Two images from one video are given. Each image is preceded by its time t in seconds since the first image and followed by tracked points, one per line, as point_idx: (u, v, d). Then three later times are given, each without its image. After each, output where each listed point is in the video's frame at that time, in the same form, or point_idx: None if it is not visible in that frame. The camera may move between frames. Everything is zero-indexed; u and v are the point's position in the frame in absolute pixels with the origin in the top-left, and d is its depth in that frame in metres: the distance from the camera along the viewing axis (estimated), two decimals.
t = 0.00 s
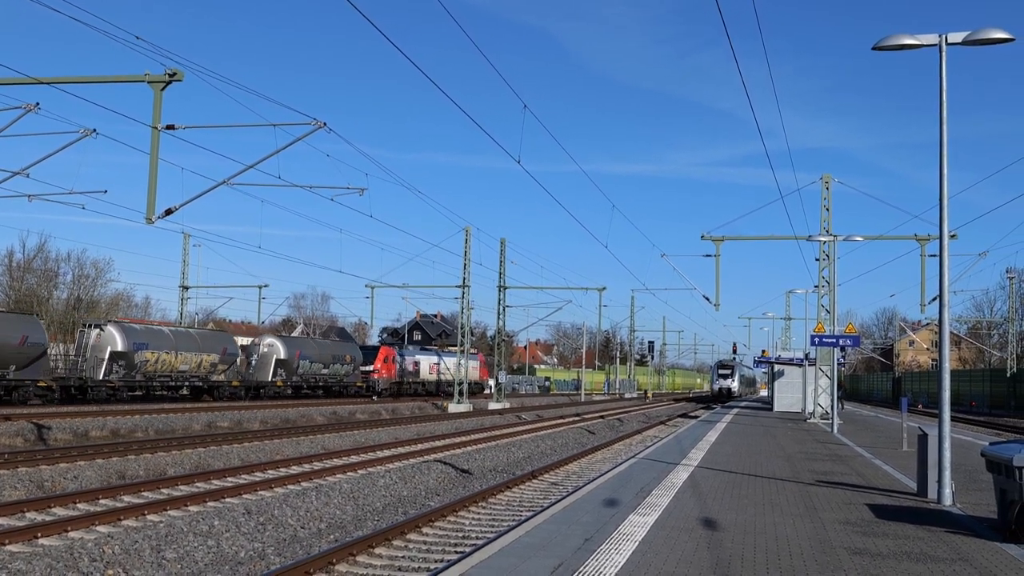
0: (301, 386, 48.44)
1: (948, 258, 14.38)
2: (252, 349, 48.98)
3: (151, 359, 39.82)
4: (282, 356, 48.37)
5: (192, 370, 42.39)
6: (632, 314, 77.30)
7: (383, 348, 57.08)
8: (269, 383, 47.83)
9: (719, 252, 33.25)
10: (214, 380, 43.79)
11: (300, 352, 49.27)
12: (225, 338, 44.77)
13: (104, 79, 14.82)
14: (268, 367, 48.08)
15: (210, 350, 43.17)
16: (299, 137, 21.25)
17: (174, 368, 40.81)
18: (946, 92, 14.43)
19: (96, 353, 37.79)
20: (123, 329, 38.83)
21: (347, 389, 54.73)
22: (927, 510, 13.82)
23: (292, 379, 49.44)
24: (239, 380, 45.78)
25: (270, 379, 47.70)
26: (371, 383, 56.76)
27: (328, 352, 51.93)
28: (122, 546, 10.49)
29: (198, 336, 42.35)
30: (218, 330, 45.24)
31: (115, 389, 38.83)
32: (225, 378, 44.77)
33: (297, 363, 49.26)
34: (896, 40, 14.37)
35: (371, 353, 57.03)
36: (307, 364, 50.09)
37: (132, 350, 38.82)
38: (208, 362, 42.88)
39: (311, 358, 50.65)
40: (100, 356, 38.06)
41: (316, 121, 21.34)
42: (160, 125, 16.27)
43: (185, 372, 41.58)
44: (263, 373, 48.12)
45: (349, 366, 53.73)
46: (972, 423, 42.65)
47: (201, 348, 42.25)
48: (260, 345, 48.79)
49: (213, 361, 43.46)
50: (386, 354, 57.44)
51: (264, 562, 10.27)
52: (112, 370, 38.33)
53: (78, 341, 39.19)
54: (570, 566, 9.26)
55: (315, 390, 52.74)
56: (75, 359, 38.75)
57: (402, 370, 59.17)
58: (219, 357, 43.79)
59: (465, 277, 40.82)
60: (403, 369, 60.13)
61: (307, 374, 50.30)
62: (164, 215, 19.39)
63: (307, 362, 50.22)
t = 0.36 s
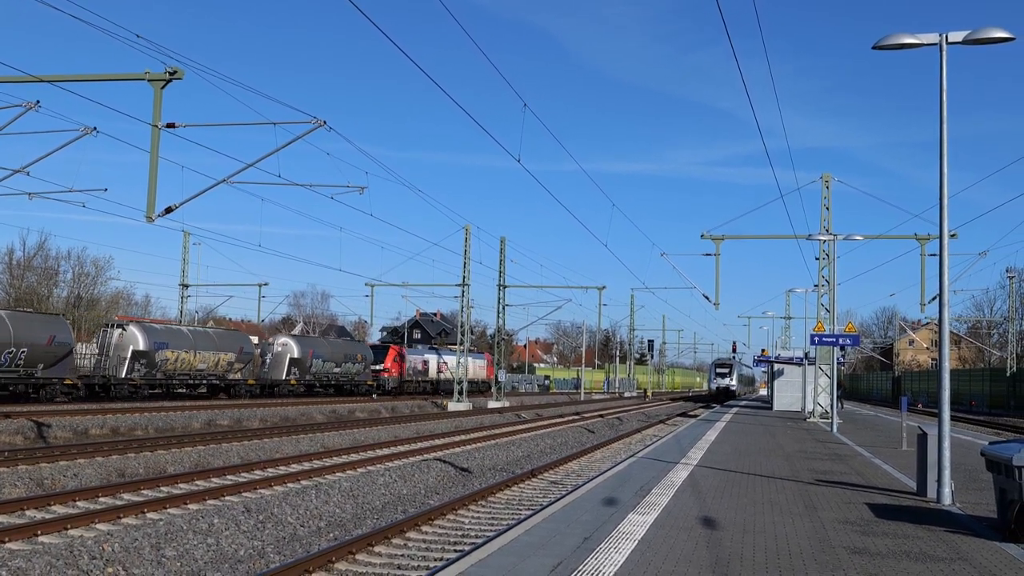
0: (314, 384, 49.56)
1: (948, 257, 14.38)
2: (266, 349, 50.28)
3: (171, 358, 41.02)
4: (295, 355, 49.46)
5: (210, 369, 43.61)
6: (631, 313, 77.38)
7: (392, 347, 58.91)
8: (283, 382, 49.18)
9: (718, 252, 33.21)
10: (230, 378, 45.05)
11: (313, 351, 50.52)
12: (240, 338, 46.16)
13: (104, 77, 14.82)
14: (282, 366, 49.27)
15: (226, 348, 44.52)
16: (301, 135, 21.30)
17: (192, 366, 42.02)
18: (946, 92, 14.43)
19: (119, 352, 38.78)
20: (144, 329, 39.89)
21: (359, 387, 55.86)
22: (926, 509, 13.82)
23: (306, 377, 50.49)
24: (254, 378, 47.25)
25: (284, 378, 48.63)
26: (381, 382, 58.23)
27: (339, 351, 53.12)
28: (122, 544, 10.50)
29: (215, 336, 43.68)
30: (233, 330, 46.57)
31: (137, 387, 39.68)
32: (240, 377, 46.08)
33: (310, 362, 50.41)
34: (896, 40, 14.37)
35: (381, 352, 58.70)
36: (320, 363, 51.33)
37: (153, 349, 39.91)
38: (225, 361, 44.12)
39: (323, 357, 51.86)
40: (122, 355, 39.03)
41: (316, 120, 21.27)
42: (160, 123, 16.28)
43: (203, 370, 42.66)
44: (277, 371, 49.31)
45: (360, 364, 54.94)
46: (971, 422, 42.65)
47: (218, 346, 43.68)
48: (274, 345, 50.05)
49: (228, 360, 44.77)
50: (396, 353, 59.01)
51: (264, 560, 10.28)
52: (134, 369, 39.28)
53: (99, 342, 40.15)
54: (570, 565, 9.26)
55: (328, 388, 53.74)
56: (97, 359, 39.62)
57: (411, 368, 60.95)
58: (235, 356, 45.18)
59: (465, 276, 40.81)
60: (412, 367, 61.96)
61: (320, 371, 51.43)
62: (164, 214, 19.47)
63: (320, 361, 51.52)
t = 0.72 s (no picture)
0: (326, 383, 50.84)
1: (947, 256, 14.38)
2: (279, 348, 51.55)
3: (189, 357, 42.40)
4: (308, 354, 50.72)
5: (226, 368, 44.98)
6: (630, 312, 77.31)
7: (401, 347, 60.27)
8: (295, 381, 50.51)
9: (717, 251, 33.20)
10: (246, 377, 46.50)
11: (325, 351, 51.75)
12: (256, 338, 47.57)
13: (103, 76, 14.82)
14: (294, 365, 50.48)
15: (242, 348, 45.92)
16: (299, 135, 20.92)
17: (209, 366, 43.38)
18: (945, 91, 14.44)
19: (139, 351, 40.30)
20: (163, 329, 41.31)
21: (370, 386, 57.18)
22: (925, 508, 13.81)
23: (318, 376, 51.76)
24: (268, 377, 48.72)
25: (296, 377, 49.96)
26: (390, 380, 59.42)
27: (350, 351, 54.40)
28: (120, 543, 10.48)
29: (232, 335, 44.89)
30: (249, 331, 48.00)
31: (156, 385, 41.21)
32: (255, 377, 47.54)
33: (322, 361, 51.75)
34: (894, 39, 14.37)
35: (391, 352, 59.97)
36: (331, 362, 52.66)
37: (172, 349, 41.27)
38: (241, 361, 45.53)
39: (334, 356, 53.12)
40: (141, 355, 40.56)
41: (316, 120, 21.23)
42: (158, 122, 16.27)
43: (220, 369, 44.02)
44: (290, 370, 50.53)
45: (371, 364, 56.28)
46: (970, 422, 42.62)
47: (235, 346, 44.96)
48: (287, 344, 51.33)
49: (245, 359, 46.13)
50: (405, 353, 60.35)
51: (263, 559, 10.27)
52: (153, 368, 40.74)
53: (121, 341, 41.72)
54: (569, 564, 9.24)
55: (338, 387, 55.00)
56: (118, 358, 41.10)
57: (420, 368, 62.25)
58: (250, 356, 46.70)
59: (463, 276, 40.79)
60: (420, 367, 63.37)
61: (333, 371, 52.69)
62: (162, 211, 19.39)
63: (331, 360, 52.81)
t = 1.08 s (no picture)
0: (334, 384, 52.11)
1: (941, 257, 14.41)
2: (287, 351, 52.55)
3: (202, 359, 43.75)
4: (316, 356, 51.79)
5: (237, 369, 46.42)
6: (626, 313, 77.39)
7: (406, 348, 60.59)
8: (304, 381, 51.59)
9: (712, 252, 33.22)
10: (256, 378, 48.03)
11: (333, 353, 52.81)
12: (264, 339, 49.01)
13: (97, 76, 14.81)
14: (303, 367, 51.52)
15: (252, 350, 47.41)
16: (294, 135, 21.36)
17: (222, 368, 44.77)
18: (940, 92, 14.46)
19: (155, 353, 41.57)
20: (178, 332, 42.62)
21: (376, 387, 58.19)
22: (921, 509, 13.81)
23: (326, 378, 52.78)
24: (277, 378, 50.15)
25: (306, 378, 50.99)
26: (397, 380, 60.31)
27: (356, 352, 55.43)
28: (115, 544, 10.47)
29: (244, 338, 46.31)
30: (258, 332, 49.37)
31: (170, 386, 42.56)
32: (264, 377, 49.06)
33: (330, 363, 52.72)
34: (889, 40, 14.39)
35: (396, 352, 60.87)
36: (339, 364, 53.58)
37: (186, 351, 42.71)
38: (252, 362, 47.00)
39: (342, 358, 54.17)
40: (157, 357, 41.88)
41: (310, 120, 21.30)
42: (154, 122, 16.23)
43: (232, 371, 45.50)
44: (299, 371, 51.52)
45: (376, 365, 57.35)
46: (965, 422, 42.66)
47: (246, 348, 46.43)
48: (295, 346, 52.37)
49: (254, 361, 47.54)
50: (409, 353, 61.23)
51: (257, 560, 10.25)
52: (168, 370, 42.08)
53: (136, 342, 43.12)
54: (564, 565, 9.25)
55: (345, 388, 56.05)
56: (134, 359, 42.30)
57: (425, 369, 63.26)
58: (260, 357, 48.18)
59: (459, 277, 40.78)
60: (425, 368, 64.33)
61: (339, 372, 53.68)
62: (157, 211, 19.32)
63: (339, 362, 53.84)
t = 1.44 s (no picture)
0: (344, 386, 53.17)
1: (938, 259, 14.44)
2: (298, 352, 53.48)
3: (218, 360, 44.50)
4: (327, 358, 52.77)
5: (251, 371, 47.10)
6: (624, 314, 77.46)
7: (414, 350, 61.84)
8: (316, 383, 52.56)
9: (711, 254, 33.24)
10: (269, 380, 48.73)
11: (343, 355, 53.72)
12: (277, 342, 49.60)
13: (94, 78, 14.81)
14: (314, 368, 52.55)
15: (267, 352, 47.97)
16: (294, 135, 21.47)
17: (236, 369, 45.52)
18: (937, 94, 14.48)
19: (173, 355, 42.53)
20: (195, 335, 43.36)
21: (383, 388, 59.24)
22: (918, 510, 13.84)
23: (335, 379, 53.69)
24: (290, 380, 50.89)
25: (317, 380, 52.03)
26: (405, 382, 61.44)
27: (366, 354, 56.40)
28: (113, 546, 10.47)
29: (257, 340, 47.09)
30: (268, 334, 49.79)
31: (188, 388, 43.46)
32: (279, 378, 49.57)
33: (340, 365, 53.65)
34: (886, 41, 14.42)
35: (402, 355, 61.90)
36: (349, 366, 54.43)
37: (203, 353, 43.53)
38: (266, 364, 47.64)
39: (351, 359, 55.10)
40: (174, 359, 42.84)
41: (310, 121, 21.30)
42: (151, 124, 16.23)
43: (246, 373, 46.30)
44: (310, 373, 52.57)
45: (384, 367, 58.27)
46: (963, 424, 42.67)
47: (260, 350, 47.14)
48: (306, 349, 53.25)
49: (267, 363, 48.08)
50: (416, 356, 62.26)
51: (255, 562, 10.24)
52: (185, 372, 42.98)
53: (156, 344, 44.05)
54: (561, 566, 9.28)
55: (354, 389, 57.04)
56: (153, 361, 43.31)
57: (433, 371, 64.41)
58: (274, 359, 48.78)
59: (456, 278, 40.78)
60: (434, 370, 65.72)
61: (348, 374, 54.73)
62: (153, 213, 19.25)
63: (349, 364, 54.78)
